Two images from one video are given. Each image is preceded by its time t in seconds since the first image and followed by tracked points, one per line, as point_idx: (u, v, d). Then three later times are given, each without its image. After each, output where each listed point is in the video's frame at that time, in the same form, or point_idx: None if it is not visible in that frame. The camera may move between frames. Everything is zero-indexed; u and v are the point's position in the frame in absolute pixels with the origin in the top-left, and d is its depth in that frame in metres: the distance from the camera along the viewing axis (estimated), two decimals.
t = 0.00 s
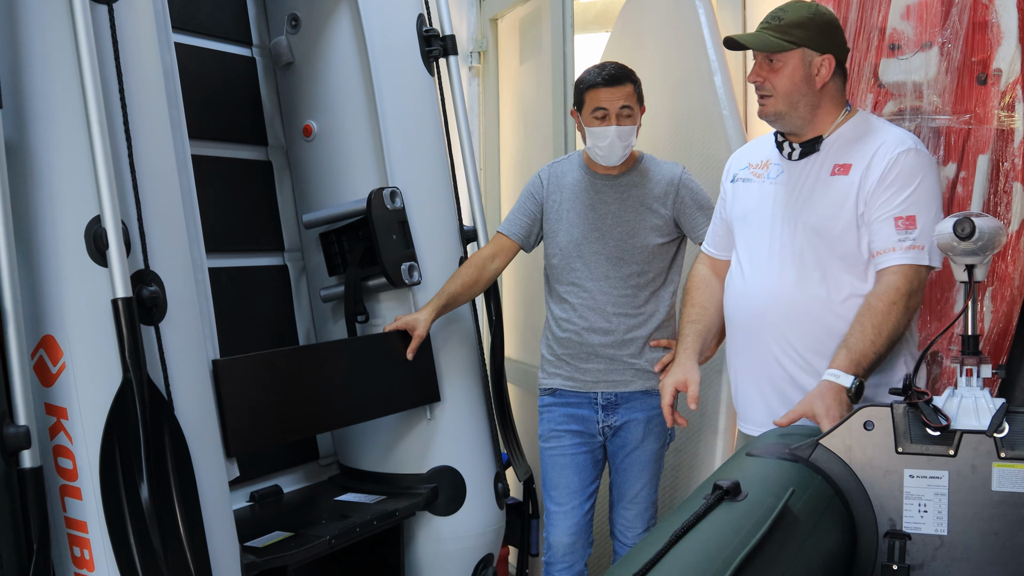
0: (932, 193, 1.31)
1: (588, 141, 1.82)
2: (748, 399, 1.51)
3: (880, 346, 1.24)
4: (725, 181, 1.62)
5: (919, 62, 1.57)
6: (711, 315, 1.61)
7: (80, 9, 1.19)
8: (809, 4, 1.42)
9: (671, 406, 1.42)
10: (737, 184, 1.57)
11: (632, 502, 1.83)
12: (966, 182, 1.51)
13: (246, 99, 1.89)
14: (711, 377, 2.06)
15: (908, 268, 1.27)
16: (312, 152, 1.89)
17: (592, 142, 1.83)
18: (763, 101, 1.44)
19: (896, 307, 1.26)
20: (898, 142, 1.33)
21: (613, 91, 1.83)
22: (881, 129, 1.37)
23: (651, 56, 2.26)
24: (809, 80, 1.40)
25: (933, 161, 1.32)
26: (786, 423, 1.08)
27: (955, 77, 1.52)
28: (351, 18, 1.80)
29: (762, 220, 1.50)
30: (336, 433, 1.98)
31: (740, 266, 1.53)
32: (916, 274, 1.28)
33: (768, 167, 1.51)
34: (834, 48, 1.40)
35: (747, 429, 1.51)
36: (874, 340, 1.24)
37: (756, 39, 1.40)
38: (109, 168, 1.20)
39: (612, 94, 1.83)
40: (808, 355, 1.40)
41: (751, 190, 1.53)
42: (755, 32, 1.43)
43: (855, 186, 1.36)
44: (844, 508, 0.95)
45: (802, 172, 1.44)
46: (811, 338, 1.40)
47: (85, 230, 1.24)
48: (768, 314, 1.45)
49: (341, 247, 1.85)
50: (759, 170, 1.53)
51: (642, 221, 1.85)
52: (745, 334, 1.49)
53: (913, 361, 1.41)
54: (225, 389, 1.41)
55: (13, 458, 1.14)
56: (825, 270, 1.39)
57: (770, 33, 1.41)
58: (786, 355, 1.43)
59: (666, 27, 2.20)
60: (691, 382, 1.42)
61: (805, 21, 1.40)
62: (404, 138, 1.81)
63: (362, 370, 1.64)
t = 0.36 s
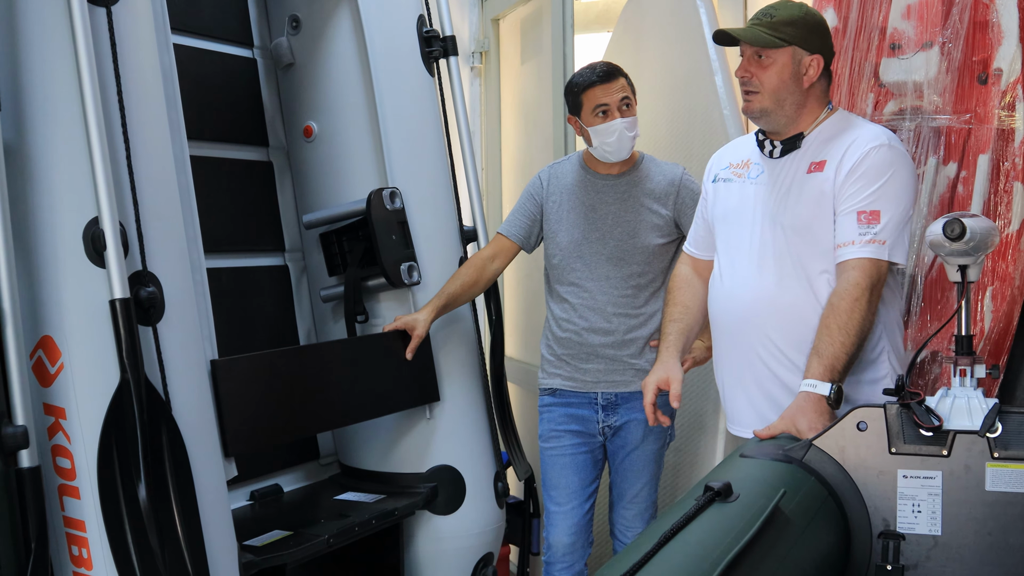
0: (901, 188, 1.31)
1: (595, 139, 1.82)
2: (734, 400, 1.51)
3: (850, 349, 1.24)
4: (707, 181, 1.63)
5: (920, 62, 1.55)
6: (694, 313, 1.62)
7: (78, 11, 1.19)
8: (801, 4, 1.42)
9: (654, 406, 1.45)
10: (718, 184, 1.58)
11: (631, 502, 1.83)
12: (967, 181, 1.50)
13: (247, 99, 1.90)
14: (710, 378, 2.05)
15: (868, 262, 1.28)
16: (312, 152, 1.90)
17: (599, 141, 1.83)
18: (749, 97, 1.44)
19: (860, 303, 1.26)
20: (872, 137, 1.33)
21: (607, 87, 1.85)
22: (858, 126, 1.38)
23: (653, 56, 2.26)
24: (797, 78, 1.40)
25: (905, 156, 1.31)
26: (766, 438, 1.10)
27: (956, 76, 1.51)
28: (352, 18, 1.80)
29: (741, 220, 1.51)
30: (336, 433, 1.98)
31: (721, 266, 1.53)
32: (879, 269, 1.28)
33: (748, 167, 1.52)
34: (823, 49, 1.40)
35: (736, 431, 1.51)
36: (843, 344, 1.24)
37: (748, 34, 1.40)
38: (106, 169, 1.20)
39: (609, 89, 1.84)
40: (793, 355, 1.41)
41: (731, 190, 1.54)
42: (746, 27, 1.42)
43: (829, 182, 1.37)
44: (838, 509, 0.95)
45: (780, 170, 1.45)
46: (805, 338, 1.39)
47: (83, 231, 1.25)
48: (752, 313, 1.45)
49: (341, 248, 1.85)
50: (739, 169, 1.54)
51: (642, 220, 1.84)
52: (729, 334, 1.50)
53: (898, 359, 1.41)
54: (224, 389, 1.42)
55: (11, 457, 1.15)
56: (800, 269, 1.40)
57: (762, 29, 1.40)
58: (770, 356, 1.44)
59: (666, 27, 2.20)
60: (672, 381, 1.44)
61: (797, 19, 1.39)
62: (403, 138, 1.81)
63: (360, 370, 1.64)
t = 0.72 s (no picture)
0: (887, 182, 1.32)
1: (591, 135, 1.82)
2: (730, 401, 1.51)
3: (841, 346, 1.24)
4: (693, 182, 1.63)
5: (917, 62, 1.55)
6: (656, 296, 1.63)
7: (74, 10, 1.19)
8: (797, 5, 1.45)
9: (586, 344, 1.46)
10: (704, 185, 1.58)
11: (629, 502, 1.83)
12: (964, 181, 1.50)
13: (244, 99, 1.90)
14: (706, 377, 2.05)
15: (851, 256, 1.29)
16: (309, 152, 1.90)
17: (595, 137, 1.83)
18: (743, 91, 1.45)
19: (847, 299, 1.26)
20: (859, 133, 1.34)
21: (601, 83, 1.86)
22: (845, 122, 1.39)
23: (649, 56, 2.27)
24: (793, 75, 1.41)
25: (891, 150, 1.33)
26: (760, 440, 1.10)
27: (952, 76, 1.52)
28: (349, 18, 1.80)
29: (730, 221, 1.51)
30: (334, 433, 1.98)
31: (711, 268, 1.53)
32: (863, 264, 1.30)
33: (736, 168, 1.52)
34: (818, 49, 1.43)
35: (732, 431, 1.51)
36: (834, 342, 1.24)
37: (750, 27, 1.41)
38: (104, 169, 1.20)
39: (603, 85, 1.85)
40: (787, 356, 1.41)
41: (719, 191, 1.54)
42: (746, 21, 1.44)
43: (817, 177, 1.38)
44: (835, 510, 0.95)
45: (768, 169, 1.46)
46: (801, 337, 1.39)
47: (81, 231, 1.24)
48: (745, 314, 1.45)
49: (339, 247, 1.85)
50: (726, 170, 1.54)
51: (640, 220, 1.84)
52: (722, 335, 1.50)
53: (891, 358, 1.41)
54: (221, 389, 1.41)
55: (10, 457, 1.14)
56: (789, 267, 1.40)
57: (762, 23, 1.42)
58: (764, 355, 1.44)
59: (662, 26, 2.20)
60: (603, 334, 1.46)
61: (796, 18, 1.42)
62: (401, 138, 1.81)
63: (358, 370, 1.64)
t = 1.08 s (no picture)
0: (884, 179, 1.32)
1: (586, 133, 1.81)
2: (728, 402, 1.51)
3: (843, 347, 1.25)
4: (684, 181, 1.63)
5: (916, 62, 1.55)
6: (608, 263, 1.69)
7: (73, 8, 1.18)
8: (763, 4, 1.43)
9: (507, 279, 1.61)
10: (697, 184, 1.57)
11: (628, 502, 1.83)
12: (963, 181, 1.50)
13: (241, 99, 1.89)
14: (703, 378, 2.04)
15: (852, 254, 1.29)
16: (307, 152, 1.89)
17: (590, 135, 1.82)
18: (716, 102, 1.48)
19: (848, 298, 1.27)
20: (856, 130, 1.35)
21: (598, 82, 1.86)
22: (840, 121, 1.39)
23: (646, 56, 2.27)
24: (758, 82, 1.41)
25: (887, 148, 1.34)
26: (763, 440, 1.10)
27: (950, 77, 1.53)
28: (347, 17, 1.80)
29: (725, 221, 1.51)
30: (332, 433, 1.97)
31: (707, 268, 1.53)
32: (861, 261, 1.30)
33: (728, 167, 1.52)
34: (785, 49, 1.40)
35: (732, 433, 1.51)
36: (836, 343, 1.25)
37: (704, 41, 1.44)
38: (103, 168, 1.19)
39: (600, 83, 1.85)
40: (789, 357, 1.40)
41: (712, 190, 1.54)
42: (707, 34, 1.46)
43: (813, 175, 1.38)
44: (839, 510, 0.95)
45: (763, 168, 1.46)
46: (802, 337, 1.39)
47: (79, 230, 1.24)
48: (745, 315, 1.45)
49: (337, 248, 1.84)
50: (719, 170, 1.54)
51: (638, 221, 1.85)
52: (721, 337, 1.50)
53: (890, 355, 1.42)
54: (220, 389, 1.41)
55: (8, 458, 1.14)
56: (787, 267, 1.40)
57: (721, 35, 1.44)
58: (763, 356, 1.43)
59: (660, 26, 2.20)
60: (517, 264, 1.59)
61: (755, 22, 1.41)
62: (399, 138, 1.80)
63: (357, 370, 1.64)
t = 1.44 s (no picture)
0: (855, 175, 1.33)
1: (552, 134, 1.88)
2: (714, 407, 1.50)
3: (836, 348, 1.25)
4: (650, 184, 1.63)
5: (915, 61, 1.55)
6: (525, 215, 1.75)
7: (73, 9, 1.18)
8: (723, 9, 1.44)
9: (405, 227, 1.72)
10: (665, 190, 1.58)
11: (627, 502, 1.83)
12: (963, 181, 1.49)
13: (241, 98, 1.89)
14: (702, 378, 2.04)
15: (835, 253, 1.30)
16: (306, 152, 1.89)
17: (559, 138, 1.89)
18: (685, 110, 1.46)
19: (833, 299, 1.27)
20: (821, 129, 1.36)
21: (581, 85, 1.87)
22: (802, 120, 1.40)
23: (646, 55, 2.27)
24: (730, 85, 1.41)
25: (855, 143, 1.34)
26: (761, 440, 1.10)
27: (950, 76, 1.52)
28: (346, 17, 1.80)
29: (699, 228, 1.50)
30: (331, 433, 1.97)
31: (683, 275, 1.52)
32: (840, 258, 1.30)
33: (695, 175, 1.52)
34: (752, 52, 1.42)
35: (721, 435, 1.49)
36: (828, 345, 1.25)
37: (672, 47, 1.41)
38: (102, 169, 1.20)
39: (578, 88, 1.87)
40: (778, 362, 1.40)
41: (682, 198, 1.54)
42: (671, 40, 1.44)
43: (783, 177, 1.38)
44: (836, 511, 0.94)
45: (730, 172, 1.46)
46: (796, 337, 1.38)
47: (79, 231, 1.24)
48: (733, 322, 1.44)
49: (336, 248, 1.85)
50: (686, 177, 1.54)
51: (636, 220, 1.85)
52: (708, 345, 1.48)
53: (875, 340, 1.43)
54: (220, 389, 1.41)
55: (7, 458, 1.14)
56: (767, 270, 1.40)
57: (687, 40, 1.42)
58: (752, 359, 1.43)
59: (660, 26, 2.20)
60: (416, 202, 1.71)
61: (722, 26, 1.41)
62: (398, 138, 1.80)
63: (355, 370, 1.64)
